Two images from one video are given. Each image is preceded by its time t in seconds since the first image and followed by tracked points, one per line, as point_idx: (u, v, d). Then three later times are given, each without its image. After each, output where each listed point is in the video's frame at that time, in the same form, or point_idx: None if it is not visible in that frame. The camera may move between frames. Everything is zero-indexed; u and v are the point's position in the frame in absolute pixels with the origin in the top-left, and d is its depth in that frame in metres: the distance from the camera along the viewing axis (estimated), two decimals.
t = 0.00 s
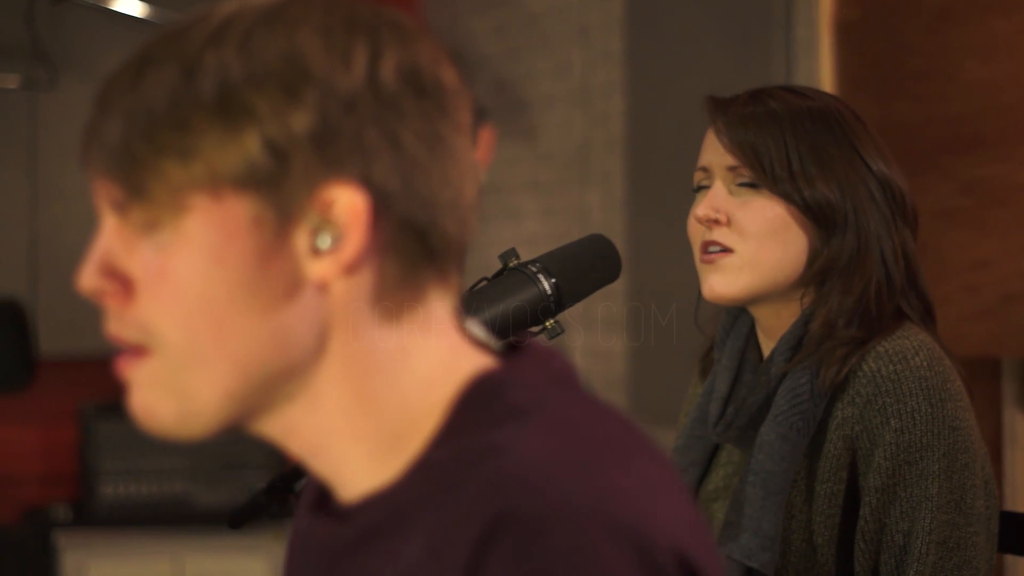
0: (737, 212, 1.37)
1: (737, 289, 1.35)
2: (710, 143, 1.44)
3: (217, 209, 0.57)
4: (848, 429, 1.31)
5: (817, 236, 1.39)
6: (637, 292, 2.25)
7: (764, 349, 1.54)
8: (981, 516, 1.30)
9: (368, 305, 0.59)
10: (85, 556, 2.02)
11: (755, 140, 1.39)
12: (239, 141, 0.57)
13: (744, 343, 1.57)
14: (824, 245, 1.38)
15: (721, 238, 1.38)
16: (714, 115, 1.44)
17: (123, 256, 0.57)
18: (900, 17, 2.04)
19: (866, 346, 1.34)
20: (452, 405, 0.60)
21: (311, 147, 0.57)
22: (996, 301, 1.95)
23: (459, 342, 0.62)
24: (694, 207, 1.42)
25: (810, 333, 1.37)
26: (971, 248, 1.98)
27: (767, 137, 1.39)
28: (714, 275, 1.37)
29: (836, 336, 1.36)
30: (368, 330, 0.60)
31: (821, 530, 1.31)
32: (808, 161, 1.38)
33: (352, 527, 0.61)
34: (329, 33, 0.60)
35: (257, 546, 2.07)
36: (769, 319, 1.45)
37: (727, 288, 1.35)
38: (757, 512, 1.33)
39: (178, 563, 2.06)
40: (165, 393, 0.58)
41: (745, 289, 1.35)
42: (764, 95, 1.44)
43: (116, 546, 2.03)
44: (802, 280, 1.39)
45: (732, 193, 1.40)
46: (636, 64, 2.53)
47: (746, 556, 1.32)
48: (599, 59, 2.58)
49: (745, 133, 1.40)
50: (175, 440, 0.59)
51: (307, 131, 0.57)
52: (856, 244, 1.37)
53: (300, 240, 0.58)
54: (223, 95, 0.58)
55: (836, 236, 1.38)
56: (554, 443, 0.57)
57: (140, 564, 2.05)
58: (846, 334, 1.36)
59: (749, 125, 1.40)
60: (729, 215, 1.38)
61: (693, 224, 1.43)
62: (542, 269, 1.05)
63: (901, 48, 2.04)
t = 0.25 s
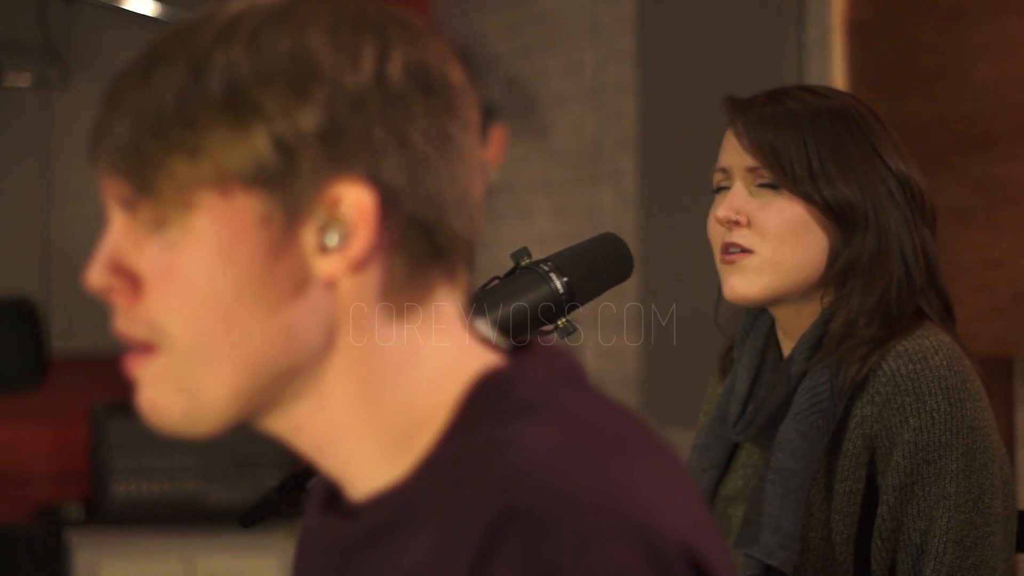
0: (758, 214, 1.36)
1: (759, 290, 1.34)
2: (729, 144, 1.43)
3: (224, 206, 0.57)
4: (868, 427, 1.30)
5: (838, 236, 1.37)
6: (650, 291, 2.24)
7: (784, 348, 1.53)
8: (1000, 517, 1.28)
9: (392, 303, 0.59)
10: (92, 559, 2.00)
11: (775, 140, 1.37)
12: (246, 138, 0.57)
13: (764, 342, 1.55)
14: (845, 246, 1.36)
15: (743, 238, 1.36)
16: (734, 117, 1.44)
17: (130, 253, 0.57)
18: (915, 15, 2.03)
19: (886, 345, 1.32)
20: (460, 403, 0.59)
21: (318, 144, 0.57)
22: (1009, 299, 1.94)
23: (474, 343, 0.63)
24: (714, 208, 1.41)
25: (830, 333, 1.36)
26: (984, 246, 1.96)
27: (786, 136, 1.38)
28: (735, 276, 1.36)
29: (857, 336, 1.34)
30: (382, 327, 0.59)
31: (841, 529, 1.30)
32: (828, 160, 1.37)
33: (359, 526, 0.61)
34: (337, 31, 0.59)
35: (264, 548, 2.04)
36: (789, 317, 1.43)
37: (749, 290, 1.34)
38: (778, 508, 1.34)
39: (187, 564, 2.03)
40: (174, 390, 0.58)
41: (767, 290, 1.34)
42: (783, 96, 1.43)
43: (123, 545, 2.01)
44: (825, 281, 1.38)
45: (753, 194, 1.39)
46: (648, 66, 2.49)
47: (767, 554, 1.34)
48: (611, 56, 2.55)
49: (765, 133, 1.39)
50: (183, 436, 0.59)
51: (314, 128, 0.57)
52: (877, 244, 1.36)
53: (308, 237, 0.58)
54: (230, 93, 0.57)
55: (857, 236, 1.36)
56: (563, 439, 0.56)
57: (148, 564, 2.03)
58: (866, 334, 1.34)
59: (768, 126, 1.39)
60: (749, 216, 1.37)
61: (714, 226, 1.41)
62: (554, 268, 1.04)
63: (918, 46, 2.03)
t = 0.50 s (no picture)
0: (775, 213, 1.34)
1: (776, 289, 1.32)
2: (745, 143, 1.42)
3: (237, 200, 0.57)
4: (883, 426, 1.28)
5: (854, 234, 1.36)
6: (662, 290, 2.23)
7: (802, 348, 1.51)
8: (1016, 515, 1.27)
9: (392, 303, 0.59)
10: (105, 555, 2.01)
11: (793, 139, 1.36)
12: (261, 133, 0.57)
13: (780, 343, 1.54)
14: (862, 244, 1.35)
15: (760, 238, 1.34)
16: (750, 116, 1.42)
17: (145, 248, 0.57)
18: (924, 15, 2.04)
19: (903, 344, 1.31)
20: (474, 398, 0.59)
21: (332, 139, 0.57)
22: None
23: (478, 340, 0.62)
24: (731, 207, 1.38)
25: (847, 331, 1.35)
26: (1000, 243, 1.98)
27: (802, 134, 1.36)
28: (752, 276, 1.33)
29: (873, 335, 1.33)
30: (385, 327, 0.59)
31: (856, 527, 1.28)
32: (845, 159, 1.36)
33: (372, 521, 0.60)
34: (350, 26, 0.59)
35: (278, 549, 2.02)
36: (805, 316, 1.42)
37: (767, 289, 1.32)
38: (794, 508, 1.34)
39: (199, 563, 2.02)
40: (189, 385, 0.58)
41: (784, 289, 1.32)
42: (800, 95, 1.42)
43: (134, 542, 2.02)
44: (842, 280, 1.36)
45: (770, 193, 1.37)
46: (660, 65, 2.40)
47: (782, 552, 1.33)
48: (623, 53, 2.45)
49: (781, 132, 1.37)
50: (198, 431, 0.58)
51: (328, 124, 0.57)
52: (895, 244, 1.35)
53: (322, 232, 0.57)
54: (245, 89, 0.57)
55: (874, 234, 1.35)
56: (577, 433, 0.56)
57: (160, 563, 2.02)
58: (883, 333, 1.33)
59: (784, 125, 1.38)
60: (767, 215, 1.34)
61: (730, 226, 1.39)
62: (566, 266, 1.04)
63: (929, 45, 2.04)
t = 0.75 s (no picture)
0: (787, 211, 1.33)
1: (789, 286, 1.31)
2: (758, 142, 1.41)
3: (247, 197, 0.56)
4: (895, 423, 1.27)
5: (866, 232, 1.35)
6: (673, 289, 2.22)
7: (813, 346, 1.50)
8: None
9: (392, 304, 0.58)
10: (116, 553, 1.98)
11: (805, 136, 1.35)
12: (270, 131, 0.56)
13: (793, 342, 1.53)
14: (874, 241, 1.34)
15: (773, 236, 1.32)
16: (762, 114, 1.41)
17: (156, 247, 0.57)
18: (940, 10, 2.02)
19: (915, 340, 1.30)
20: (486, 394, 0.59)
21: (341, 137, 0.56)
22: None
23: (485, 340, 0.61)
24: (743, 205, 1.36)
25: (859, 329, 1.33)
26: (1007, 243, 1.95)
27: (815, 132, 1.35)
28: (765, 273, 1.31)
29: (886, 332, 1.32)
30: (384, 327, 0.59)
31: (867, 524, 1.27)
32: (857, 157, 1.35)
33: (383, 520, 0.60)
34: (359, 24, 0.58)
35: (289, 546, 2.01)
36: (819, 314, 1.41)
37: (780, 287, 1.30)
38: (807, 505, 1.33)
39: (209, 562, 2.00)
40: (199, 383, 0.57)
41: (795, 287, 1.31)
42: (812, 93, 1.40)
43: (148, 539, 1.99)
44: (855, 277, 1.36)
45: (782, 191, 1.35)
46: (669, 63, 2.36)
47: (794, 549, 1.32)
48: (634, 51, 2.45)
49: (793, 130, 1.36)
50: (209, 430, 0.58)
51: (338, 121, 0.56)
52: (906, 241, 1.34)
53: (332, 230, 0.57)
54: (254, 86, 0.57)
55: (886, 231, 1.34)
56: (588, 427, 0.56)
57: (170, 562, 1.99)
58: (895, 330, 1.31)
59: (797, 123, 1.36)
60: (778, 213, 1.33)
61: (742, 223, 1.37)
62: (577, 265, 1.03)
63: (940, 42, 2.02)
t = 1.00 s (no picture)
0: (796, 207, 1.30)
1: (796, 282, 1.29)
2: (766, 139, 1.38)
3: (255, 196, 0.56)
4: (904, 419, 1.26)
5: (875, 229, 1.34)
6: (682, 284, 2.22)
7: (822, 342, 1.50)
8: None
9: (393, 304, 0.58)
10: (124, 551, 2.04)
11: (813, 133, 1.33)
12: (277, 130, 0.56)
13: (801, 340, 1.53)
14: (882, 238, 1.33)
15: (779, 232, 1.28)
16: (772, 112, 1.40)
17: (163, 246, 0.57)
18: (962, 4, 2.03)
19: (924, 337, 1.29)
20: (495, 391, 0.59)
21: (348, 135, 0.56)
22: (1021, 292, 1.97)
23: (495, 339, 0.61)
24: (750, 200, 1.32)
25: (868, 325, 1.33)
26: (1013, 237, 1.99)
27: (824, 129, 1.34)
28: (772, 271, 1.28)
29: (895, 328, 1.31)
30: (384, 327, 0.58)
31: (875, 520, 1.26)
32: (866, 153, 1.34)
33: (392, 517, 0.60)
34: (365, 22, 0.58)
35: (295, 547, 2.00)
36: (828, 311, 1.40)
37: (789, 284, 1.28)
38: (816, 503, 1.33)
39: (217, 559, 2.03)
40: (212, 382, 0.58)
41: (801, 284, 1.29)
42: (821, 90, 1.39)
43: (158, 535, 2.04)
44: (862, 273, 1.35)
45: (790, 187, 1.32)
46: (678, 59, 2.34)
47: (805, 546, 1.32)
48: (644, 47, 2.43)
49: (801, 127, 1.34)
50: (222, 429, 0.58)
51: (344, 120, 0.56)
52: (915, 236, 1.33)
53: (340, 229, 0.57)
54: (261, 86, 0.57)
55: (896, 228, 1.33)
56: (596, 422, 0.56)
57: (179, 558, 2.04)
58: (904, 326, 1.31)
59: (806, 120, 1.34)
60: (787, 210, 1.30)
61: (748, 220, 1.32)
62: (587, 262, 1.03)
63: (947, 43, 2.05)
